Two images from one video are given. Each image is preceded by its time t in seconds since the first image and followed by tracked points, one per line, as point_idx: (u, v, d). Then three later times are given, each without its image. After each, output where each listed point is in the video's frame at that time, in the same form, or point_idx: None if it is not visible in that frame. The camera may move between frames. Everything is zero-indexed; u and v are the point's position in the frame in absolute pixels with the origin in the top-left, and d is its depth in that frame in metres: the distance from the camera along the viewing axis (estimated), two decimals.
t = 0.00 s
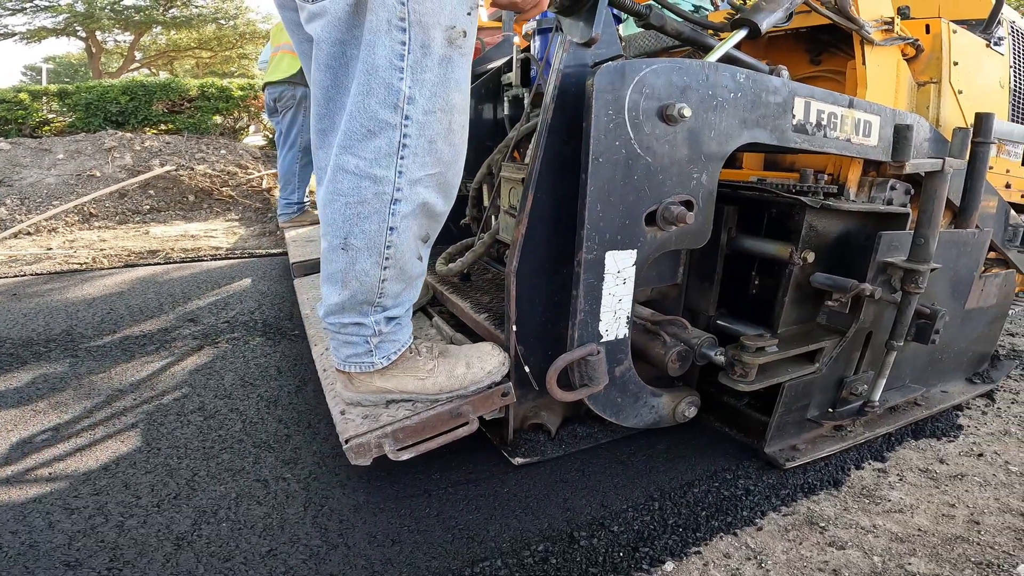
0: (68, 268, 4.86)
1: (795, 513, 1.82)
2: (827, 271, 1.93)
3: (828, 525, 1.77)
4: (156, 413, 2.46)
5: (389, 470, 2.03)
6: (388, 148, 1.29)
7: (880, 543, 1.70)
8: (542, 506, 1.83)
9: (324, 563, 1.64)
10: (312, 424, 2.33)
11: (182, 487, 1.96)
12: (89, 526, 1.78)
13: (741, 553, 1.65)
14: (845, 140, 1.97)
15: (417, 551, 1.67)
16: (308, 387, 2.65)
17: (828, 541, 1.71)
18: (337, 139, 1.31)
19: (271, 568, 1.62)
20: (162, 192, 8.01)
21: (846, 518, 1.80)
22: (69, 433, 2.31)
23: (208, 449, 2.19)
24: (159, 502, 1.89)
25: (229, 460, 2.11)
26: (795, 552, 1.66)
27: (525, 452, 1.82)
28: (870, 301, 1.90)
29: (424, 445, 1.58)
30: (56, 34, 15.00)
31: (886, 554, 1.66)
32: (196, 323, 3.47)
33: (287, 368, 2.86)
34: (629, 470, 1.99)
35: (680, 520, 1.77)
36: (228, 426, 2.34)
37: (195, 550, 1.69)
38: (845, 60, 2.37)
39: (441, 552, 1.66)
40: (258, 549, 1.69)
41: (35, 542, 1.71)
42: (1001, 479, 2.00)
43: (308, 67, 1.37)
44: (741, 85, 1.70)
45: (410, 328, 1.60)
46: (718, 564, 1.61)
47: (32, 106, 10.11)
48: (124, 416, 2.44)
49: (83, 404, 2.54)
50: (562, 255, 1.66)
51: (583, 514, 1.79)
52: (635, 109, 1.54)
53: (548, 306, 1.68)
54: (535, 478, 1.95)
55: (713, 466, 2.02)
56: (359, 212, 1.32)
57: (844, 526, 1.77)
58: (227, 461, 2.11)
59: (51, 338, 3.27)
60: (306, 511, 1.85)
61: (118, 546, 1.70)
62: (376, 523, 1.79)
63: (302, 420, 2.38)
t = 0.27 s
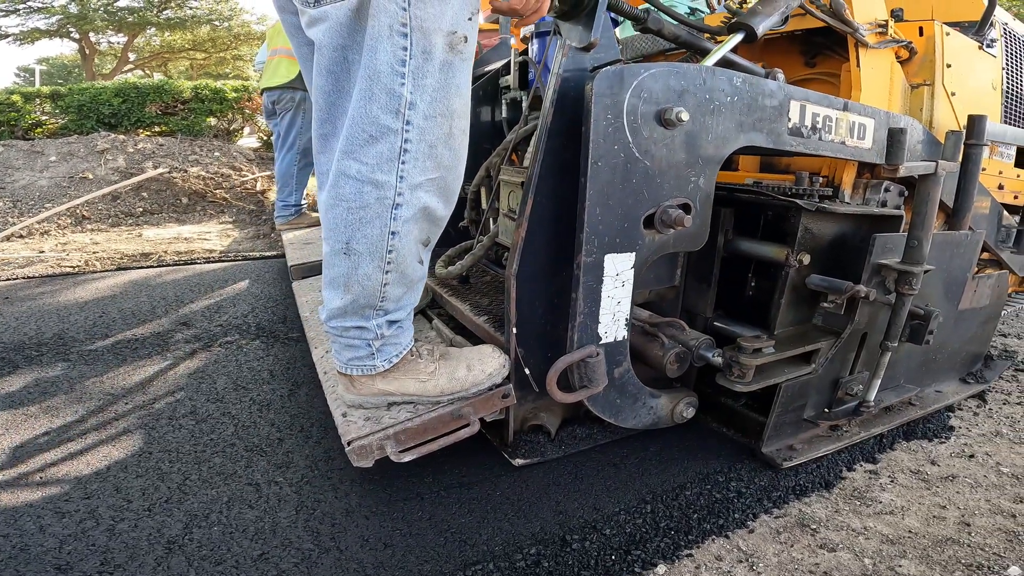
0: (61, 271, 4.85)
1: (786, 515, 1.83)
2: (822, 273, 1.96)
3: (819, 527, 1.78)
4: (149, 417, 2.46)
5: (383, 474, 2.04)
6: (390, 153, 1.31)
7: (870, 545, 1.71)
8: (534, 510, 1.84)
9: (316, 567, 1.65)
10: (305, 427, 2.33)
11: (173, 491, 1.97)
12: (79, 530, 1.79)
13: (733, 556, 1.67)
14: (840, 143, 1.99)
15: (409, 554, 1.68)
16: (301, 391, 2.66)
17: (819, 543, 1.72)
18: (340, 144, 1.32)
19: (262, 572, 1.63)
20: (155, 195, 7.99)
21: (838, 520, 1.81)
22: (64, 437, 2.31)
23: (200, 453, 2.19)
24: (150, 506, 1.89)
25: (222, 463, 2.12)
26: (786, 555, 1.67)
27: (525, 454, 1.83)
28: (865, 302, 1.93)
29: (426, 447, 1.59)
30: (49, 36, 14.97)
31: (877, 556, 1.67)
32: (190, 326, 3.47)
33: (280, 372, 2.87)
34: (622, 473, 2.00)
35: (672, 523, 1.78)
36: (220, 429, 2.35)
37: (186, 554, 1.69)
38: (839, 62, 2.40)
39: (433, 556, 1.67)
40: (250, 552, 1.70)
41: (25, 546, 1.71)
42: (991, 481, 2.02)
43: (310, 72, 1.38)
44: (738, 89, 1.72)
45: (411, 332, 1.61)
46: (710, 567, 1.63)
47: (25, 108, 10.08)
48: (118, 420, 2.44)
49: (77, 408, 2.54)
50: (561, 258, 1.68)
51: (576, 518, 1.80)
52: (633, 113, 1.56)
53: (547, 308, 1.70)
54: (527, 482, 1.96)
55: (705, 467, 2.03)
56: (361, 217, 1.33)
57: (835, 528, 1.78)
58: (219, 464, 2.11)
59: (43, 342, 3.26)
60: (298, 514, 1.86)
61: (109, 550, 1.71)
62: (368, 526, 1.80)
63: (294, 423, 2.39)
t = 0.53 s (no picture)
0: (54, 275, 4.85)
1: (779, 517, 1.84)
2: (819, 274, 1.99)
3: (811, 529, 1.79)
4: (145, 420, 2.47)
5: (380, 477, 2.05)
6: (394, 158, 1.32)
7: (862, 547, 1.72)
8: (527, 512, 1.85)
9: (308, 570, 1.66)
10: (298, 431, 2.34)
11: (166, 495, 1.98)
12: (71, 533, 1.79)
13: (725, 558, 1.67)
14: (835, 146, 2.02)
15: (402, 557, 1.70)
16: (295, 395, 2.67)
17: (811, 545, 1.73)
18: (344, 149, 1.34)
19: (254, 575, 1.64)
20: (148, 198, 7.97)
21: (830, 522, 1.82)
22: (60, 441, 2.32)
23: (193, 456, 2.20)
24: (143, 510, 1.90)
25: (214, 467, 2.13)
26: (779, 557, 1.68)
27: (528, 455, 1.86)
28: (860, 303, 1.96)
29: (430, 448, 1.60)
30: (43, 38, 14.94)
31: (869, 558, 1.68)
32: (185, 330, 3.48)
33: (273, 376, 2.88)
34: (615, 476, 2.01)
35: (665, 525, 1.79)
36: (212, 433, 2.36)
37: (179, 558, 1.71)
38: (834, 65, 2.43)
39: (426, 559, 1.69)
40: (242, 557, 1.71)
41: (18, 549, 1.72)
42: (983, 481, 2.03)
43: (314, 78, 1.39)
44: (735, 93, 1.75)
45: (414, 334, 1.62)
46: (702, 569, 1.63)
47: (18, 110, 10.07)
48: (114, 424, 2.45)
49: (73, 412, 2.55)
50: (562, 261, 1.70)
51: (569, 520, 1.81)
52: (633, 117, 1.58)
53: (548, 310, 1.72)
54: (520, 485, 1.97)
55: (698, 469, 2.05)
56: (366, 222, 1.35)
57: (827, 530, 1.78)
58: (211, 468, 2.12)
59: (35, 346, 3.26)
60: (291, 518, 1.86)
61: (102, 554, 1.72)
62: (362, 529, 1.81)
63: (288, 427, 2.40)
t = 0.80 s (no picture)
0: (47, 278, 4.83)
1: (775, 517, 1.86)
2: (817, 275, 2.01)
3: (807, 529, 1.81)
4: (141, 423, 2.47)
5: (378, 480, 2.07)
6: (403, 160, 1.34)
7: (858, 547, 1.74)
8: (524, 514, 1.87)
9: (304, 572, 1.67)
10: (294, 434, 2.35)
11: (161, 498, 1.98)
12: (66, 536, 1.80)
13: (722, 558, 1.69)
14: (833, 148, 2.05)
15: (399, 559, 1.71)
16: (290, 397, 2.68)
17: (807, 545, 1.75)
18: (354, 151, 1.35)
19: None
20: (142, 200, 7.94)
21: (826, 522, 1.84)
22: (57, 444, 2.32)
23: (187, 459, 2.21)
24: (138, 513, 1.91)
25: (210, 470, 2.14)
26: (775, 557, 1.70)
27: (530, 455, 1.87)
28: (858, 303, 1.98)
29: (435, 448, 1.61)
30: (37, 39, 14.88)
31: (864, 558, 1.70)
32: (180, 333, 3.48)
33: (268, 378, 2.88)
34: (611, 477, 2.03)
35: (662, 525, 1.81)
36: (206, 436, 2.36)
37: (174, 560, 1.71)
38: (830, 67, 2.45)
39: (423, 561, 1.70)
40: (238, 560, 1.72)
41: (13, 552, 1.73)
42: (977, 481, 2.06)
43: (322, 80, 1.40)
44: (735, 96, 1.77)
45: (419, 334, 1.64)
46: (699, 569, 1.65)
47: (11, 112, 10.03)
48: (111, 427, 2.45)
49: (68, 415, 2.55)
50: (565, 262, 1.71)
51: (566, 522, 1.83)
52: (636, 120, 1.60)
53: (551, 311, 1.73)
54: (518, 487, 1.99)
55: (693, 471, 2.07)
56: (375, 223, 1.37)
57: (823, 531, 1.80)
58: (207, 471, 2.13)
59: (28, 349, 3.25)
60: (288, 521, 1.87)
61: (97, 557, 1.72)
62: (358, 531, 1.82)
63: (283, 430, 2.41)
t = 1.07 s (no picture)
0: (40, 281, 4.82)
1: (771, 518, 1.88)
2: (816, 276, 2.04)
3: (803, 530, 1.83)
4: (139, 426, 2.48)
5: (378, 482, 2.08)
6: (412, 163, 1.36)
7: (854, 547, 1.76)
8: (521, 515, 1.88)
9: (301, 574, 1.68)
10: (291, 437, 2.37)
11: (157, 501, 1.99)
12: (62, 539, 1.81)
13: (719, 559, 1.71)
14: (830, 150, 2.08)
15: (397, 560, 1.72)
16: (287, 400, 2.69)
17: (804, 545, 1.76)
18: (363, 154, 1.37)
19: None
20: (136, 203, 7.92)
21: (822, 522, 1.86)
22: (55, 448, 2.32)
23: (184, 462, 2.22)
24: (135, 516, 1.92)
25: (206, 473, 2.15)
26: (772, 558, 1.71)
27: (534, 455, 1.89)
28: (857, 303, 2.01)
29: (441, 448, 1.62)
30: (31, 41, 14.84)
31: (860, 558, 1.72)
32: (176, 336, 3.48)
33: (264, 381, 2.89)
34: (608, 479, 2.05)
35: (659, 527, 1.83)
36: (201, 439, 2.37)
37: (172, 563, 1.72)
38: (826, 70, 2.48)
39: (421, 563, 1.71)
40: (236, 562, 1.72)
41: (10, 555, 1.73)
42: (972, 481, 2.08)
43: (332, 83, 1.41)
44: (735, 99, 1.80)
45: (425, 335, 1.66)
46: (697, 570, 1.67)
47: (5, 114, 10.00)
48: (109, 430, 2.46)
49: (66, 418, 2.55)
50: (569, 264, 1.73)
51: (563, 523, 1.84)
52: (638, 123, 1.63)
53: (555, 312, 1.75)
54: (515, 489, 2.00)
55: (690, 472, 2.09)
56: (384, 225, 1.38)
57: (818, 531, 1.82)
58: (203, 474, 2.14)
59: (23, 352, 3.25)
60: (286, 523, 1.88)
61: (94, 560, 1.73)
62: (356, 533, 1.83)
63: (280, 433, 2.42)
